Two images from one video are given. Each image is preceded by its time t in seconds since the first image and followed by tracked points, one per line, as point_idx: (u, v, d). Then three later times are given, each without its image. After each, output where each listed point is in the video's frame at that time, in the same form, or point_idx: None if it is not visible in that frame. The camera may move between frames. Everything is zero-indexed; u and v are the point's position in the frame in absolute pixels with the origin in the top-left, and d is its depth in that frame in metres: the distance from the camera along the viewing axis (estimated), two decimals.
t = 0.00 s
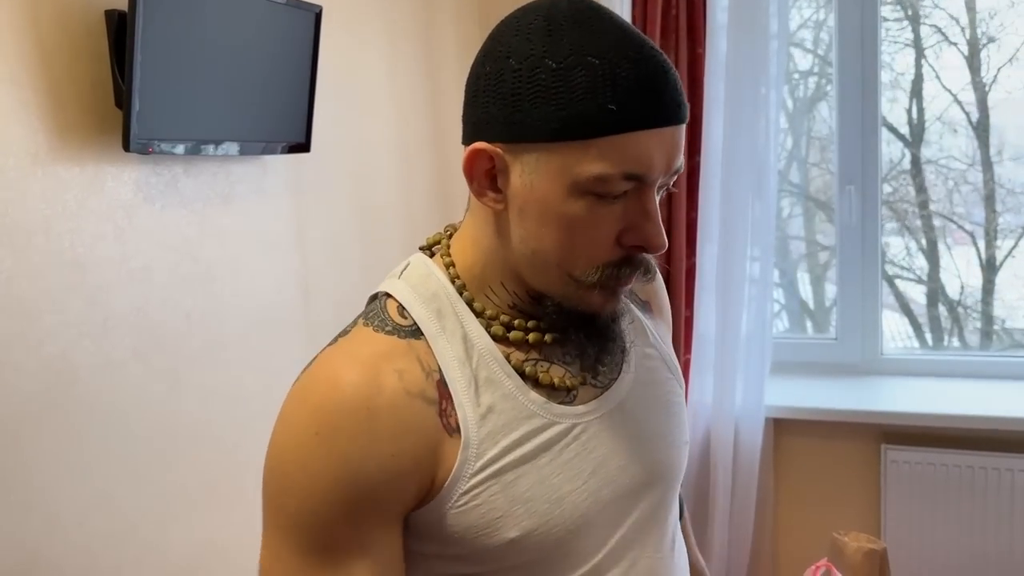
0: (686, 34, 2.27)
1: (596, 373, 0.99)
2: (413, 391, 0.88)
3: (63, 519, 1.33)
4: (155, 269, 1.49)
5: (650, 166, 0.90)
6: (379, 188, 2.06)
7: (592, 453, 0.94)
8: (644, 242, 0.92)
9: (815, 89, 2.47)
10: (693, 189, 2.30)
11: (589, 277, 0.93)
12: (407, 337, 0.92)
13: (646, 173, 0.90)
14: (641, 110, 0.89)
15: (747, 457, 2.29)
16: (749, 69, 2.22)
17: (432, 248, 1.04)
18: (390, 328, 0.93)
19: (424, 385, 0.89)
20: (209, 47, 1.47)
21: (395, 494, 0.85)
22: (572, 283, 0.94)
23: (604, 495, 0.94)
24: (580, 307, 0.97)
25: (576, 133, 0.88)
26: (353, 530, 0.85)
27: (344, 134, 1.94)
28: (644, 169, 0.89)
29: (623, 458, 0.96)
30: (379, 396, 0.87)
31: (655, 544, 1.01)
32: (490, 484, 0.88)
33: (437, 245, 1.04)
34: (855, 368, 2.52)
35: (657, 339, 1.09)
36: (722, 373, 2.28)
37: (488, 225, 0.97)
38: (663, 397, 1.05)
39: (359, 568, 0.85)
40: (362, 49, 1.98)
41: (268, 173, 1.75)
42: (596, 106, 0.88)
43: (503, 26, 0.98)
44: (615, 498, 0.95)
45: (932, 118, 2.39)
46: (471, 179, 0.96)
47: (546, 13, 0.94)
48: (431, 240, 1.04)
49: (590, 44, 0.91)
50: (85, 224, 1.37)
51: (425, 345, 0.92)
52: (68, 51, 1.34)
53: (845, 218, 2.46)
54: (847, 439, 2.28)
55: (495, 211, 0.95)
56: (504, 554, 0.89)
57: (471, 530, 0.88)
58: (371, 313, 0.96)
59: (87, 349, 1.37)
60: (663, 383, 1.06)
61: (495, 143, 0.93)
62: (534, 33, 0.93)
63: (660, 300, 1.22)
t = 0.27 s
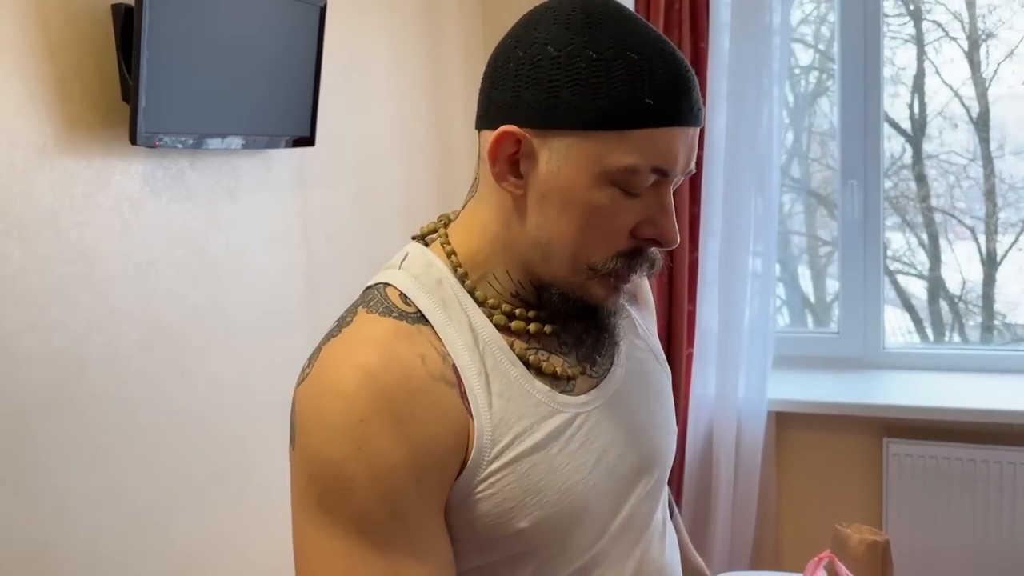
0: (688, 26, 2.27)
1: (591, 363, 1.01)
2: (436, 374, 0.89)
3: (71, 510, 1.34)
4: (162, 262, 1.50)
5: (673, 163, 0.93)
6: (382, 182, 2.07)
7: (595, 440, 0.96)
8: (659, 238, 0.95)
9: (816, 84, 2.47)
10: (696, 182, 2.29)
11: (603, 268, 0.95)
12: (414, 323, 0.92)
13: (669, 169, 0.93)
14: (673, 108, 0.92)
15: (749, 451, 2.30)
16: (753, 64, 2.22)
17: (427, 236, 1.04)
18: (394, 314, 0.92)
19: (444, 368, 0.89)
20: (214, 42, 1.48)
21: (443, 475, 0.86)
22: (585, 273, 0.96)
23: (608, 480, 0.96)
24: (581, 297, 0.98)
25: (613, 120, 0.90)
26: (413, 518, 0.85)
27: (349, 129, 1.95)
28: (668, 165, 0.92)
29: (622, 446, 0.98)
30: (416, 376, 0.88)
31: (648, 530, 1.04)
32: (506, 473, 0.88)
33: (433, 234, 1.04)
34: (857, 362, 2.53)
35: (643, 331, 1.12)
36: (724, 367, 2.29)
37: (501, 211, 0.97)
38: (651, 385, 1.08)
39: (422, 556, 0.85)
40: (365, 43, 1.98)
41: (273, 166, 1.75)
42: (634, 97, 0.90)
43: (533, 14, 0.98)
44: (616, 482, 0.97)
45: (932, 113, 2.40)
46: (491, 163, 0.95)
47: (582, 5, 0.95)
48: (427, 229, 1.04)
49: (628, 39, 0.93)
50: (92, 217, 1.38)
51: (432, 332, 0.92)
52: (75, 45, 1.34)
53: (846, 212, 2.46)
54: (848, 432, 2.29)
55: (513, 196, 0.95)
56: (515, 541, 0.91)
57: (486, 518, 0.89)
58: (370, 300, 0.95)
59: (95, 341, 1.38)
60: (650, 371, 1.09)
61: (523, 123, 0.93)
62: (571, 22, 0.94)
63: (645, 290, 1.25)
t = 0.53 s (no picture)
0: (690, 17, 2.23)
1: (603, 344, 1.03)
2: (456, 353, 0.88)
3: (77, 497, 1.34)
4: (167, 251, 1.51)
5: (652, 124, 0.94)
6: (385, 173, 2.07)
7: (607, 418, 0.98)
8: (645, 202, 0.95)
9: (817, 77, 2.48)
10: (699, 172, 2.28)
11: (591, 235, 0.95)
12: (437, 301, 0.92)
13: (648, 131, 0.94)
14: (649, 70, 0.94)
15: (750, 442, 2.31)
16: (756, 58, 2.24)
17: (442, 220, 1.05)
18: (418, 292, 0.92)
19: (464, 348, 0.90)
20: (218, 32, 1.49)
21: (445, 458, 0.85)
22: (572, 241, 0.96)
23: (620, 458, 0.97)
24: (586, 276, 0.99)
25: (584, 82, 0.93)
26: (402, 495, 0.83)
27: (352, 120, 1.95)
28: (648, 127, 0.94)
29: (633, 424, 1.00)
30: (430, 356, 0.86)
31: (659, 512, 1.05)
32: (526, 450, 0.89)
33: (448, 217, 1.05)
34: (858, 354, 2.54)
35: (645, 315, 1.15)
36: (725, 359, 2.30)
37: (495, 187, 1.01)
38: (655, 369, 1.10)
39: (406, 535, 0.84)
40: (368, 34, 1.99)
41: (277, 157, 1.76)
42: (605, 59, 0.93)
43: None
44: (628, 461, 0.99)
45: (932, 107, 2.41)
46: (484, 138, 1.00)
47: None
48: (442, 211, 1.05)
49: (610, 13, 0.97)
50: (98, 206, 1.38)
51: (455, 312, 0.92)
52: (81, 34, 1.35)
53: (847, 205, 2.47)
54: (849, 423, 2.30)
55: (502, 169, 0.99)
56: (535, 518, 0.91)
57: (508, 497, 0.89)
58: (392, 278, 0.94)
59: (101, 330, 1.38)
60: (653, 352, 1.11)
61: (507, 98, 0.98)
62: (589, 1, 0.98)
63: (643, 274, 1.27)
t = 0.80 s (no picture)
0: (691, 11, 2.23)
1: (613, 328, 1.06)
2: (451, 332, 0.91)
3: (81, 484, 1.35)
4: (170, 240, 1.51)
5: (585, 92, 0.95)
6: (385, 165, 2.08)
7: (609, 400, 0.99)
8: (587, 171, 0.95)
9: (816, 71, 2.48)
10: (698, 165, 2.28)
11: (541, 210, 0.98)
12: (440, 283, 0.95)
13: (584, 99, 0.96)
14: (578, 39, 0.96)
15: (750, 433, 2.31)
16: (756, 51, 2.24)
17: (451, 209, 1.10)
18: (421, 274, 0.96)
19: (460, 327, 0.93)
20: (220, 22, 1.49)
21: (426, 431, 0.87)
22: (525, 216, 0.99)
23: (622, 439, 0.98)
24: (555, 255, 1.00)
25: (520, 60, 0.98)
26: (379, 462, 0.85)
27: (352, 110, 1.96)
28: (582, 95, 0.95)
29: (637, 406, 1.02)
30: (421, 334, 0.89)
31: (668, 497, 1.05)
32: (524, 427, 0.91)
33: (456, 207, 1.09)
34: (856, 347, 2.55)
35: (657, 302, 1.18)
36: (725, 350, 2.31)
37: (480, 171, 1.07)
38: (663, 356, 1.11)
39: (382, 501, 0.85)
40: (369, 25, 1.99)
41: (279, 147, 1.77)
42: (536, 35, 0.98)
43: None
44: (630, 443, 1.00)
45: (931, 100, 2.42)
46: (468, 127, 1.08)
47: None
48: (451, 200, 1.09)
49: None
50: (101, 196, 1.39)
51: (457, 293, 0.95)
52: (84, 23, 1.35)
53: (846, 197, 2.48)
54: (847, 415, 2.31)
55: (480, 153, 1.06)
56: (537, 497, 0.92)
57: (507, 474, 0.90)
58: (400, 263, 0.98)
59: (105, 318, 1.39)
60: (665, 342, 1.13)
61: (479, 89, 1.06)
62: None
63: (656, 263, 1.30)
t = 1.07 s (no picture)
0: (691, 9, 2.26)
1: (606, 329, 1.06)
2: (446, 332, 0.93)
3: (84, 481, 1.36)
4: (171, 238, 1.52)
5: (564, 96, 0.96)
6: (386, 163, 2.09)
7: (603, 400, 1.00)
8: (567, 177, 0.96)
9: (815, 70, 2.49)
10: (698, 164, 2.30)
11: (525, 215, 0.99)
12: (432, 284, 0.96)
13: (562, 104, 0.96)
14: (558, 44, 0.96)
15: (749, 431, 2.32)
16: (755, 50, 2.25)
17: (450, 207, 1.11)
18: (415, 276, 0.97)
19: (454, 327, 0.94)
20: (221, 20, 1.50)
21: (450, 420, 0.89)
22: (510, 221, 1.00)
23: (616, 439, 0.99)
24: (539, 257, 1.00)
25: (504, 66, 0.99)
26: (411, 462, 0.87)
27: (353, 108, 1.96)
28: (560, 100, 0.96)
29: (631, 407, 1.02)
30: (420, 333, 0.91)
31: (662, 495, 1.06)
32: (516, 425, 0.92)
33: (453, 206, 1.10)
34: (855, 344, 2.55)
35: (658, 301, 1.18)
36: (724, 349, 2.32)
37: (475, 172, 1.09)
38: (661, 355, 1.11)
39: (430, 490, 0.89)
40: (369, 23, 1.99)
41: (280, 145, 1.77)
42: (519, 41, 0.98)
43: None
44: (624, 443, 1.00)
45: (929, 99, 2.43)
46: (461, 129, 1.10)
47: None
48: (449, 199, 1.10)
49: None
50: (103, 194, 1.40)
51: (449, 294, 0.96)
52: (86, 21, 1.36)
53: (845, 196, 2.48)
54: (845, 413, 2.32)
55: (474, 155, 1.07)
56: (526, 492, 0.94)
57: (497, 469, 0.92)
58: (394, 263, 0.99)
59: (107, 316, 1.40)
60: (666, 342, 1.12)
61: (471, 92, 1.08)
62: None
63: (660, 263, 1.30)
